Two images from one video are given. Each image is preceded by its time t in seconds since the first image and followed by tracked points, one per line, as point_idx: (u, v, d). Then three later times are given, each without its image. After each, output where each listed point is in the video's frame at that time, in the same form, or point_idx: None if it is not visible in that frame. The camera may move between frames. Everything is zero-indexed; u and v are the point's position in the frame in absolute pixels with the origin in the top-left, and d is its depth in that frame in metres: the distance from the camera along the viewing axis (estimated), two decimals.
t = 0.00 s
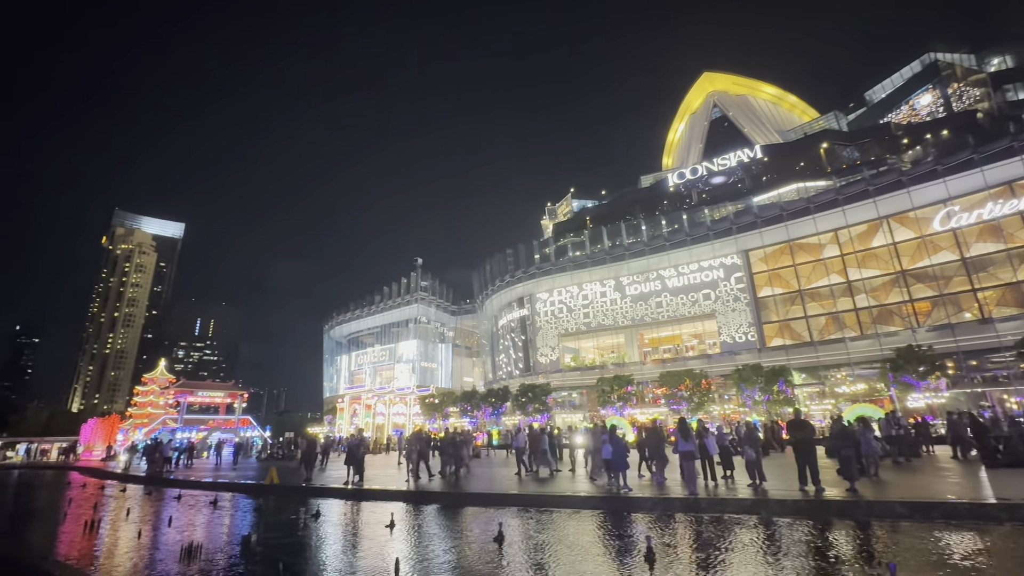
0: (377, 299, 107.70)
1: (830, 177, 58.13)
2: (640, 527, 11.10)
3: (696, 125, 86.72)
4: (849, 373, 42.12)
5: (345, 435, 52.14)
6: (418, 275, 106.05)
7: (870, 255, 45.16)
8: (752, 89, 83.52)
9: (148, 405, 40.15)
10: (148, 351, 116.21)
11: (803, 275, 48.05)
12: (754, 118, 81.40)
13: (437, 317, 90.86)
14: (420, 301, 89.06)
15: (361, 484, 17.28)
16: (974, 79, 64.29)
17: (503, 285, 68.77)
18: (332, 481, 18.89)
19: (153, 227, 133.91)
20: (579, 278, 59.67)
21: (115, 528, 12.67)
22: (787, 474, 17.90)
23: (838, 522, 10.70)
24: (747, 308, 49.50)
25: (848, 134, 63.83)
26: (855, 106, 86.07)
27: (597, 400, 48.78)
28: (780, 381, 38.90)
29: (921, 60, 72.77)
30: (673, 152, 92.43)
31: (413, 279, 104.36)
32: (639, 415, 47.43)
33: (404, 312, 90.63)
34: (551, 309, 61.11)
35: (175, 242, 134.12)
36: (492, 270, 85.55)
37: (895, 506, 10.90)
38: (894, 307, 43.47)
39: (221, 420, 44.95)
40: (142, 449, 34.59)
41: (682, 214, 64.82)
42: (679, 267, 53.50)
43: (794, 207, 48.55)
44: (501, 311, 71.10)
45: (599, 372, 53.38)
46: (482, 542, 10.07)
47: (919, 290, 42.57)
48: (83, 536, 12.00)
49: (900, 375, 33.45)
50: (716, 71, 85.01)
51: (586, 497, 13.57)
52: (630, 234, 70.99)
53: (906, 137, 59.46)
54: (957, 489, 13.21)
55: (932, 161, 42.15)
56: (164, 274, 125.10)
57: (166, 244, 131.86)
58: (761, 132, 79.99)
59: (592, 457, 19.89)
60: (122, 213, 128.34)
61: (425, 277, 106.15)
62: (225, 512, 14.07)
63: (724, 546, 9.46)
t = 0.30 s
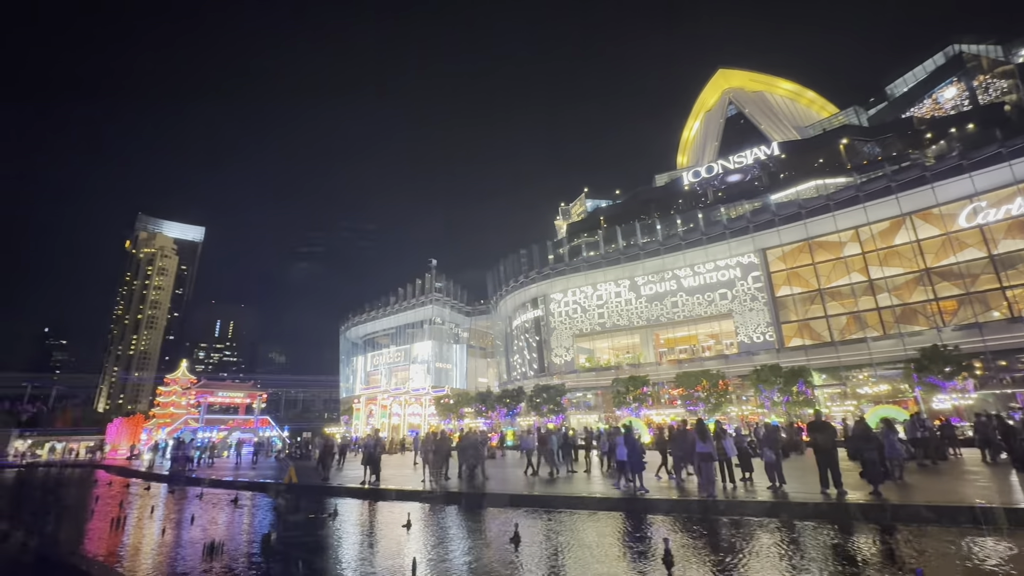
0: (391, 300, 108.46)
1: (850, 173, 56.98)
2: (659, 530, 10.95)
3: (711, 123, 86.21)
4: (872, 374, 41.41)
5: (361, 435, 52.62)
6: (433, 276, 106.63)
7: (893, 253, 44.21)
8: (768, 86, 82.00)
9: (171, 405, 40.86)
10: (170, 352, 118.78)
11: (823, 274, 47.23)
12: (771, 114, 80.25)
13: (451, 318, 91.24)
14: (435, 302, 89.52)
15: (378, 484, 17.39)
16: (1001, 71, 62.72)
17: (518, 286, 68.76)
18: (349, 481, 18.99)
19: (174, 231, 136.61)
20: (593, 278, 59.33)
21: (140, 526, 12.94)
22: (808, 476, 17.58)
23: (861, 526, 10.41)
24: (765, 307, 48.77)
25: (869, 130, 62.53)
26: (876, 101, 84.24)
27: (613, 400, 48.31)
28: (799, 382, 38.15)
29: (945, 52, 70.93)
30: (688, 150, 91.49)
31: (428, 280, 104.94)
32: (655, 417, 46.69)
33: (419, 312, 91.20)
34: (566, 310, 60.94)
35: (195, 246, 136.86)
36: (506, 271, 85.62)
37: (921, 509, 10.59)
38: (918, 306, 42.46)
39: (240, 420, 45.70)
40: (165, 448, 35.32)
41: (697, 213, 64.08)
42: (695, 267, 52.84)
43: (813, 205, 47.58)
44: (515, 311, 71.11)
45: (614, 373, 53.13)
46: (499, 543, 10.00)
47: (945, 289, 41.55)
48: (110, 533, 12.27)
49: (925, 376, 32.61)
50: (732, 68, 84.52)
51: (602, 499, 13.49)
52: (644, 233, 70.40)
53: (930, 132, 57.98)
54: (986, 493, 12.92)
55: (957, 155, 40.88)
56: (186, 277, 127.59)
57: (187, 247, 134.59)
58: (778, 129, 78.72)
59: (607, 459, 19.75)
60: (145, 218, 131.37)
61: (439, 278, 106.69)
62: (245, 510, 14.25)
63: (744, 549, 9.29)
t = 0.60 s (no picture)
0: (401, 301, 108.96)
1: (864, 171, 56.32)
2: (670, 532, 10.91)
3: (721, 122, 85.45)
4: (886, 376, 40.80)
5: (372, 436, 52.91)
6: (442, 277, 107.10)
7: (908, 252, 43.55)
8: (779, 82, 82.14)
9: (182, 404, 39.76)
10: (184, 354, 120.54)
11: (836, 274, 46.67)
12: (783, 113, 79.35)
13: (461, 319, 91.62)
14: (444, 303, 89.95)
15: (388, 484, 17.41)
16: (1018, 66, 61.32)
17: (527, 287, 68.84)
18: (362, 481, 19.01)
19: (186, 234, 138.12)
20: (602, 280, 59.22)
21: (156, 525, 13.10)
22: (823, 478, 17.39)
23: (878, 530, 10.24)
24: (777, 308, 48.34)
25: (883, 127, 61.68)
26: (889, 98, 83.16)
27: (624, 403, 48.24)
28: (813, 384, 37.55)
29: (960, 48, 69.63)
30: (698, 150, 90.45)
31: (437, 282, 105.47)
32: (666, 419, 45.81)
33: (428, 314, 91.75)
34: (575, 311, 60.91)
35: (208, 249, 138.77)
36: (515, 272, 85.83)
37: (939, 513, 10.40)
38: (934, 306, 41.62)
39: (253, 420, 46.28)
40: (180, 448, 35.87)
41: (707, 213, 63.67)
42: (705, 267, 52.37)
43: (825, 204, 47.04)
44: (524, 313, 71.31)
45: (624, 374, 53.17)
46: (510, 545, 9.95)
47: (962, 288, 40.66)
48: (127, 531, 12.46)
49: (943, 378, 32.12)
50: (742, 66, 83.77)
51: (613, 501, 13.39)
52: (654, 234, 69.90)
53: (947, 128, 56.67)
54: (1006, 496, 12.75)
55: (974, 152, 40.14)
56: (198, 279, 128.89)
57: (200, 250, 136.51)
58: (790, 127, 77.94)
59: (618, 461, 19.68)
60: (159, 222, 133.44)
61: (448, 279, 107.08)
62: (258, 510, 14.39)
63: (757, 552, 9.18)
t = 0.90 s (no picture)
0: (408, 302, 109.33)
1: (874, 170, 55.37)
2: (676, 533, 10.85)
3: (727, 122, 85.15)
4: (897, 377, 40.50)
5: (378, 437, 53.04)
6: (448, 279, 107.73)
7: (918, 252, 42.94)
8: (787, 82, 81.31)
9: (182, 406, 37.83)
10: (194, 355, 121.79)
11: (845, 275, 46.19)
12: (790, 113, 78.81)
13: (467, 320, 92.23)
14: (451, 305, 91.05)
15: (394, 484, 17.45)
16: None
17: (533, 288, 68.97)
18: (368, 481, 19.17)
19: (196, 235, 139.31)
20: (608, 281, 59.23)
21: (167, 524, 13.27)
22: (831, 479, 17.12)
23: (884, 532, 10.23)
24: (785, 308, 47.87)
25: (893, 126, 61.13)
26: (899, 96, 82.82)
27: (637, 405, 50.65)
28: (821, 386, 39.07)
29: (971, 46, 69.09)
30: (705, 150, 90.77)
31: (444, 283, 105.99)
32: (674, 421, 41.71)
33: (435, 315, 92.45)
34: (581, 312, 60.72)
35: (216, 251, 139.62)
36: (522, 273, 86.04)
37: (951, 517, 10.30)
38: (944, 306, 40.96)
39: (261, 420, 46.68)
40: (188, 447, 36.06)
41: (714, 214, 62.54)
42: (712, 268, 52.08)
43: (834, 204, 46.71)
44: (530, 314, 71.50)
45: (631, 375, 52.94)
46: (520, 546, 10.04)
47: (975, 289, 40.04)
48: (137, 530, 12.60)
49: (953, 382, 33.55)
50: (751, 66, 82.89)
51: (622, 500, 13.55)
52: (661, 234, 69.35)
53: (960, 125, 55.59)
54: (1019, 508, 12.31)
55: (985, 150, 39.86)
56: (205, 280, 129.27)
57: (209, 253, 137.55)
58: (797, 128, 77.40)
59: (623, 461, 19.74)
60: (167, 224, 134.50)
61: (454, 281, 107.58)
62: (267, 510, 14.52)
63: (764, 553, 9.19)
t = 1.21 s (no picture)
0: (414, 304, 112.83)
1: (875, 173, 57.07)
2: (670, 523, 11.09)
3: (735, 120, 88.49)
4: (902, 378, 44.08)
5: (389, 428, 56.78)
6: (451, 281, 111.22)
7: (926, 253, 44.16)
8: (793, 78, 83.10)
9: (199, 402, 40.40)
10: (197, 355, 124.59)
11: (852, 276, 47.91)
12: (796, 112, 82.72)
13: (470, 321, 95.40)
14: (454, 306, 93.70)
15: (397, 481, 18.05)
16: None
17: (540, 288, 73.47)
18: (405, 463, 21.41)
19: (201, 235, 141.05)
20: (613, 281, 63.06)
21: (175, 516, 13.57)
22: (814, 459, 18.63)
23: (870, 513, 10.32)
24: (791, 308, 51.26)
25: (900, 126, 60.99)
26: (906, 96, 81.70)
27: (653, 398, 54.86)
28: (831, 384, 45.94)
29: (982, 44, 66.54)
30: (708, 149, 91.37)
31: (448, 285, 109.48)
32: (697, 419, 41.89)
33: (438, 317, 95.47)
34: (585, 312, 64.88)
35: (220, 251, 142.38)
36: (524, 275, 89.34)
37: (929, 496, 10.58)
38: (951, 305, 42.43)
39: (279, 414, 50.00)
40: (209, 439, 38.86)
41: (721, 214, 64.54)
42: (717, 269, 55.91)
43: (840, 205, 50.18)
44: (535, 315, 75.96)
45: (637, 375, 57.59)
46: (513, 545, 10.38)
47: (982, 289, 41.26)
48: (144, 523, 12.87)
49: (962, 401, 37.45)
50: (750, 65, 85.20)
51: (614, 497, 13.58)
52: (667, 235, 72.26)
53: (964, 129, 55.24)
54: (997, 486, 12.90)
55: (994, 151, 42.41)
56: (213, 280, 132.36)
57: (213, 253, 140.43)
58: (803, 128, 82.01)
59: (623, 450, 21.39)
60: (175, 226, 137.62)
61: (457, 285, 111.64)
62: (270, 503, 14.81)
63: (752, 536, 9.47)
